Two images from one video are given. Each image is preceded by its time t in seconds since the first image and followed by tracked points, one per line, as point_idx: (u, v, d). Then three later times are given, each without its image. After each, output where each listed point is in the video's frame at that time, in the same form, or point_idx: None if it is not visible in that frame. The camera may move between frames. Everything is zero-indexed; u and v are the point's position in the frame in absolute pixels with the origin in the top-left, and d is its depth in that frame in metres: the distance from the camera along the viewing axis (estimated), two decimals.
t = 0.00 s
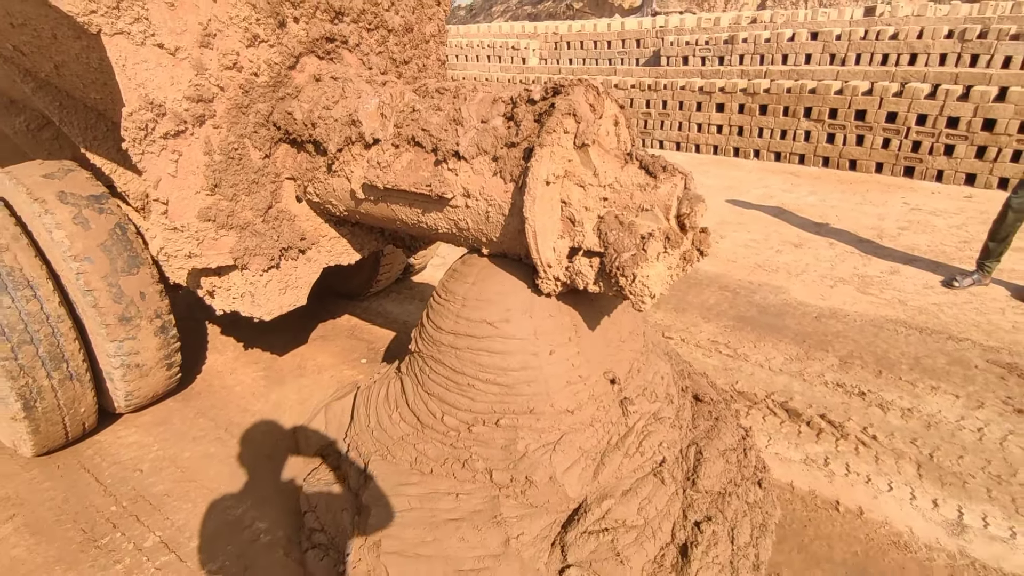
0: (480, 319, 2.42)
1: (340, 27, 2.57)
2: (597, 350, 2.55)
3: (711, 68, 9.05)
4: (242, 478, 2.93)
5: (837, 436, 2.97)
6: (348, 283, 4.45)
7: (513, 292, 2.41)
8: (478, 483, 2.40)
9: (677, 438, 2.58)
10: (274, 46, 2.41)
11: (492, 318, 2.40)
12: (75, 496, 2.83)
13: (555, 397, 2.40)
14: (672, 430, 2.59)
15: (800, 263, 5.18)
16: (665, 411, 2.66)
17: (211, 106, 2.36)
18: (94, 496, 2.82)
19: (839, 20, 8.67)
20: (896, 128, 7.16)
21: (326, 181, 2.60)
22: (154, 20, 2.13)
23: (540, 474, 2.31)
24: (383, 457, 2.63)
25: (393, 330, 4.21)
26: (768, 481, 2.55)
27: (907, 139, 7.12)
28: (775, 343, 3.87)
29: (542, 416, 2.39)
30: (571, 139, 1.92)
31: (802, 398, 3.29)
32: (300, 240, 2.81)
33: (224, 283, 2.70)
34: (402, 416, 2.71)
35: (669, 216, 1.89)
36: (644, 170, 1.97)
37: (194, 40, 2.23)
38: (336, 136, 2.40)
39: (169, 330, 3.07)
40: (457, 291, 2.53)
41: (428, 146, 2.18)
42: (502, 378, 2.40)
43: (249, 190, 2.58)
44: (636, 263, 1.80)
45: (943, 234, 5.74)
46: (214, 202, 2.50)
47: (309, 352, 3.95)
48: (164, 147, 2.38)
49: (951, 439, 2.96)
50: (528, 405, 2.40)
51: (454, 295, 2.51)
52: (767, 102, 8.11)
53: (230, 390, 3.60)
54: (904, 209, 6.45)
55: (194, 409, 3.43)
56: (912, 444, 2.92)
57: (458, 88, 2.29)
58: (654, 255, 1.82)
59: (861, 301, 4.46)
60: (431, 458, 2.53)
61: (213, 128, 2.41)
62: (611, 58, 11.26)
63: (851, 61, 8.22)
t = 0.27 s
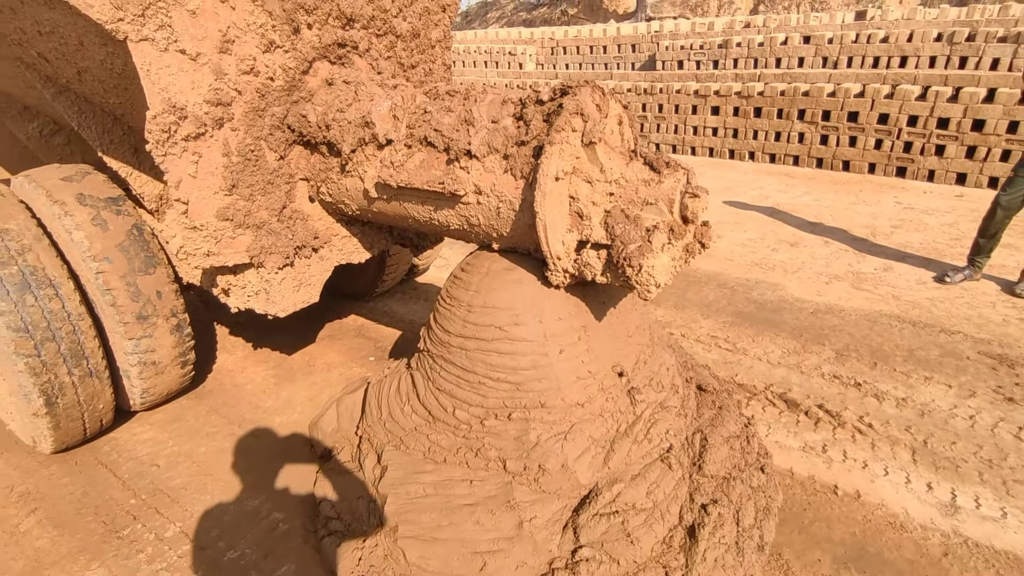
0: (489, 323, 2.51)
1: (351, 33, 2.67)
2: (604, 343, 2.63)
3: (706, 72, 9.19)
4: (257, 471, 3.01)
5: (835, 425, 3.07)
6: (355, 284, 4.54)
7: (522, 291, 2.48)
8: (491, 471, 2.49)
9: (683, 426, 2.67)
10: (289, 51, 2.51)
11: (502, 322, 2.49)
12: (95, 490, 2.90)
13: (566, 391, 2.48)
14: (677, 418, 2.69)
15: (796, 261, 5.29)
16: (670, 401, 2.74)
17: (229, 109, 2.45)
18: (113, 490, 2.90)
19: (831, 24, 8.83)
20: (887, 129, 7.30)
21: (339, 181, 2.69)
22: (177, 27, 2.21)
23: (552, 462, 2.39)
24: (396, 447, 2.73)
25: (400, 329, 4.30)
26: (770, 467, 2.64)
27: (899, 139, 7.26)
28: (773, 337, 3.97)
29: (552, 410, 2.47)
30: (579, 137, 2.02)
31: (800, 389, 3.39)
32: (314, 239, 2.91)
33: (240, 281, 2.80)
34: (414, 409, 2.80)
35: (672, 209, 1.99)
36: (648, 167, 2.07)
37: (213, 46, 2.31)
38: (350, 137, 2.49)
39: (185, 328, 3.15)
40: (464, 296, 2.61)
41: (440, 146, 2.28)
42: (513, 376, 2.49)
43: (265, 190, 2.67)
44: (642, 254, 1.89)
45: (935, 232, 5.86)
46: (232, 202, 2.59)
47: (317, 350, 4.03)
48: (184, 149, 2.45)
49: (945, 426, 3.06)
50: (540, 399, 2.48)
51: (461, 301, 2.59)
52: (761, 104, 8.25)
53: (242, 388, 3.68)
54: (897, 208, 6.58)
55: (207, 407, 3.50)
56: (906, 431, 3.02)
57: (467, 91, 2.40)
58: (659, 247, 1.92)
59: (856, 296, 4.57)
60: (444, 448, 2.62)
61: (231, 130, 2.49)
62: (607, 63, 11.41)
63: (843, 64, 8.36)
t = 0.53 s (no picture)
0: (497, 323, 2.56)
1: (363, 38, 2.78)
2: (610, 332, 2.72)
3: (701, 75, 9.35)
4: (272, 463, 3.09)
5: (831, 412, 3.18)
6: (361, 284, 4.64)
7: (530, 286, 2.53)
8: (502, 456, 2.56)
9: (687, 412, 2.77)
10: (304, 55, 2.62)
11: (510, 322, 2.54)
12: (114, 482, 2.98)
13: (575, 382, 2.56)
14: (681, 404, 2.79)
15: (791, 258, 5.41)
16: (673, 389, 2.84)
17: (248, 110, 2.55)
18: (132, 482, 2.98)
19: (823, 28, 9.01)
20: (879, 129, 7.45)
21: (352, 179, 2.79)
22: (200, 32, 2.31)
23: (563, 447, 2.47)
24: (408, 435, 2.82)
25: (406, 326, 4.40)
26: (770, 451, 2.75)
27: (891, 140, 7.41)
28: (770, 330, 4.09)
29: (563, 401, 2.54)
30: (585, 133, 2.12)
31: (797, 379, 3.50)
32: (326, 236, 3.01)
33: (255, 277, 2.90)
34: (425, 398, 2.86)
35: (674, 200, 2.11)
36: (651, 159, 2.24)
37: (234, 50, 2.42)
38: (364, 137, 2.60)
39: (200, 325, 3.23)
40: (470, 297, 2.66)
41: (451, 143, 2.39)
42: (522, 371, 2.55)
43: (281, 188, 2.77)
44: (647, 242, 2.00)
45: (927, 229, 5.99)
46: (249, 200, 2.68)
47: (326, 348, 4.13)
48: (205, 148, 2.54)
49: (937, 412, 3.17)
50: (550, 390, 2.54)
51: (467, 302, 2.64)
52: (756, 107, 8.40)
53: (253, 385, 3.76)
54: (890, 206, 6.72)
55: (220, 403, 3.59)
56: (900, 417, 3.13)
57: (476, 91, 2.51)
58: (662, 236, 2.03)
59: (850, 291, 4.69)
60: (455, 435, 2.69)
61: (250, 131, 2.59)
62: (603, 68, 11.58)
63: (835, 67, 8.53)
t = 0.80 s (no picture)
0: (490, 333, 2.66)
1: (364, 51, 2.89)
2: (603, 333, 2.82)
3: (693, 85, 9.53)
4: (274, 462, 3.18)
5: (816, 411, 3.28)
6: (360, 290, 4.74)
7: (524, 294, 2.63)
8: (498, 454, 2.65)
9: (678, 410, 2.87)
10: (308, 67, 2.73)
11: (503, 333, 2.64)
12: (120, 481, 3.06)
13: (569, 385, 2.65)
14: (672, 402, 2.89)
15: (781, 263, 5.54)
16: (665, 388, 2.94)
17: (254, 121, 2.65)
18: (138, 481, 3.05)
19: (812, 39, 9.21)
20: (867, 138, 7.60)
21: (353, 187, 2.90)
22: (209, 46, 2.41)
23: (558, 446, 2.56)
24: (406, 434, 2.90)
25: (405, 330, 4.50)
26: (757, 448, 2.85)
27: (879, 148, 7.57)
28: (760, 333, 4.20)
29: (557, 404, 2.63)
30: (576, 142, 2.24)
31: (785, 380, 3.61)
32: (328, 242, 3.12)
33: (259, 282, 3.00)
34: (421, 399, 2.96)
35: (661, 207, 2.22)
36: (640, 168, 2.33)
37: (241, 63, 2.52)
38: (365, 146, 2.71)
39: (204, 328, 3.32)
40: (462, 310, 2.77)
41: (449, 152, 2.50)
42: (516, 377, 2.65)
43: (285, 195, 2.88)
44: (635, 247, 2.11)
45: (913, 235, 6.14)
46: (255, 207, 2.78)
47: (326, 351, 4.22)
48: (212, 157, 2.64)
49: (918, 410, 3.28)
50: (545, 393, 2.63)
51: (459, 314, 2.75)
52: (747, 116, 8.56)
53: (255, 387, 3.85)
54: (877, 213, 6.87)
55: (222, 405, 3.67)
56: (883, 416, 3.24)
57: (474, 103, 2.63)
58: (650, 240, 2.14)
59: (837, 295, 4.81)
60: (451, 434, 2.78)
61: (256, 140, 2.69)
62: (597, 77, 11.76)
63: (824, 77, 8.70)
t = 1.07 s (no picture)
0: (480, 346, 2.75)
1: (361, 65, 3.00)
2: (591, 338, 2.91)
3: (687, 96, 9.67)
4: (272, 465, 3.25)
5: (803, 414, 3.37)
6: (358, 297, 4.82)
7: (514, 306, 2.71)
8: (489, 457, 2.73)
9: (666, 413, 2.95)
10: (307, 81, 2.83)
11: (493, 346, 2.73)
12: (122, 483, 3.13)
13: (559, 393, 2.71)
14: (660, 405, 2.97)
15: (772, 271, 5.64)
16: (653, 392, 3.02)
17: (255, 133, 2.75)
18: (139, 483, 3.12)
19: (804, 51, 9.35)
20: (857, 148, 7.73)
21: (351, 196, 3.00)
22: (212, 62, 2.51)
23: (548, 449, 2.64)
24: (400, 438, 2.98)
25: (401, 336, 4.58)
26: (744, 449, 2.93)
27: (869, 158, 7.69)
28: (749, 339, 4.29)
29: (547, 411, 2.70)
30: (565, 153, 2.33)
31: (772, 384, 3.69)
32: (326, 249, 3.21)
33: (259, 288, 3.09)
34: (414, 403, 3.03)
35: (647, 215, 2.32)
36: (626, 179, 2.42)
37: (243, 77, 2.61)
38: (362, 157, 2.80)
39: (205, 334, 3.39)
40: (452, 323, 2.87)
41: (444, 162, 2.59)
42: (506, 387, 2.73)
43: (285, 204, 2.97)
44: (620, 253, 2.21)
45: (902, 243, 6.24)
46: (256, 216, 2.88)
47: (324, 357, 4.30)
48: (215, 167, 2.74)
49: (901, 413, 3.37)
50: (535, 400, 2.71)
51: (449, 328, 2.84)
52: (740, 126, 8.69)
53: (254, 392, 3.92)
54: (868, 222, 6.98)
55: (222, 409, 3.74)
56: (867, 418, 3.33)
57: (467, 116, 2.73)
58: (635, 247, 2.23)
59: (826, 302, 4.91)
60: (443, 438, 2.86)
61: (257, 151, 2.79)
62: (593, 89, 11.93)
63: (815, 88, 8.84)
